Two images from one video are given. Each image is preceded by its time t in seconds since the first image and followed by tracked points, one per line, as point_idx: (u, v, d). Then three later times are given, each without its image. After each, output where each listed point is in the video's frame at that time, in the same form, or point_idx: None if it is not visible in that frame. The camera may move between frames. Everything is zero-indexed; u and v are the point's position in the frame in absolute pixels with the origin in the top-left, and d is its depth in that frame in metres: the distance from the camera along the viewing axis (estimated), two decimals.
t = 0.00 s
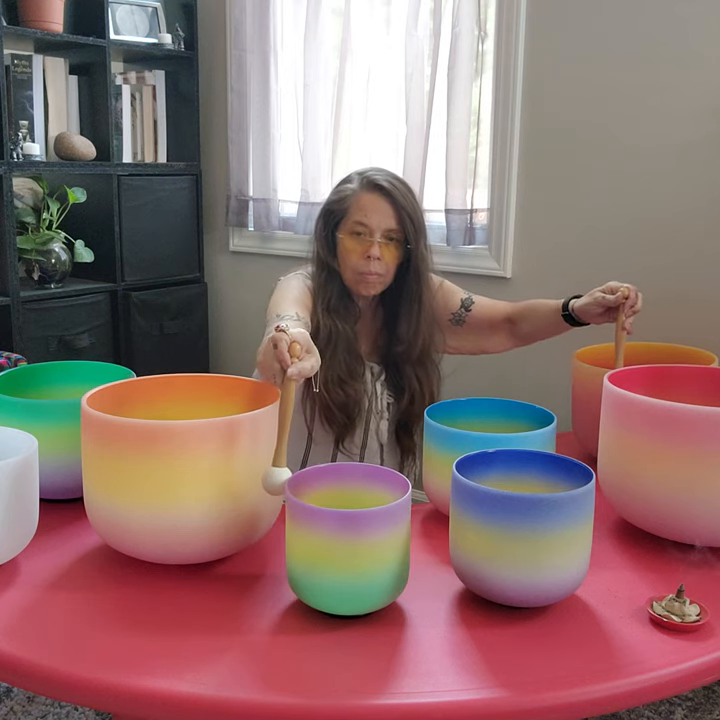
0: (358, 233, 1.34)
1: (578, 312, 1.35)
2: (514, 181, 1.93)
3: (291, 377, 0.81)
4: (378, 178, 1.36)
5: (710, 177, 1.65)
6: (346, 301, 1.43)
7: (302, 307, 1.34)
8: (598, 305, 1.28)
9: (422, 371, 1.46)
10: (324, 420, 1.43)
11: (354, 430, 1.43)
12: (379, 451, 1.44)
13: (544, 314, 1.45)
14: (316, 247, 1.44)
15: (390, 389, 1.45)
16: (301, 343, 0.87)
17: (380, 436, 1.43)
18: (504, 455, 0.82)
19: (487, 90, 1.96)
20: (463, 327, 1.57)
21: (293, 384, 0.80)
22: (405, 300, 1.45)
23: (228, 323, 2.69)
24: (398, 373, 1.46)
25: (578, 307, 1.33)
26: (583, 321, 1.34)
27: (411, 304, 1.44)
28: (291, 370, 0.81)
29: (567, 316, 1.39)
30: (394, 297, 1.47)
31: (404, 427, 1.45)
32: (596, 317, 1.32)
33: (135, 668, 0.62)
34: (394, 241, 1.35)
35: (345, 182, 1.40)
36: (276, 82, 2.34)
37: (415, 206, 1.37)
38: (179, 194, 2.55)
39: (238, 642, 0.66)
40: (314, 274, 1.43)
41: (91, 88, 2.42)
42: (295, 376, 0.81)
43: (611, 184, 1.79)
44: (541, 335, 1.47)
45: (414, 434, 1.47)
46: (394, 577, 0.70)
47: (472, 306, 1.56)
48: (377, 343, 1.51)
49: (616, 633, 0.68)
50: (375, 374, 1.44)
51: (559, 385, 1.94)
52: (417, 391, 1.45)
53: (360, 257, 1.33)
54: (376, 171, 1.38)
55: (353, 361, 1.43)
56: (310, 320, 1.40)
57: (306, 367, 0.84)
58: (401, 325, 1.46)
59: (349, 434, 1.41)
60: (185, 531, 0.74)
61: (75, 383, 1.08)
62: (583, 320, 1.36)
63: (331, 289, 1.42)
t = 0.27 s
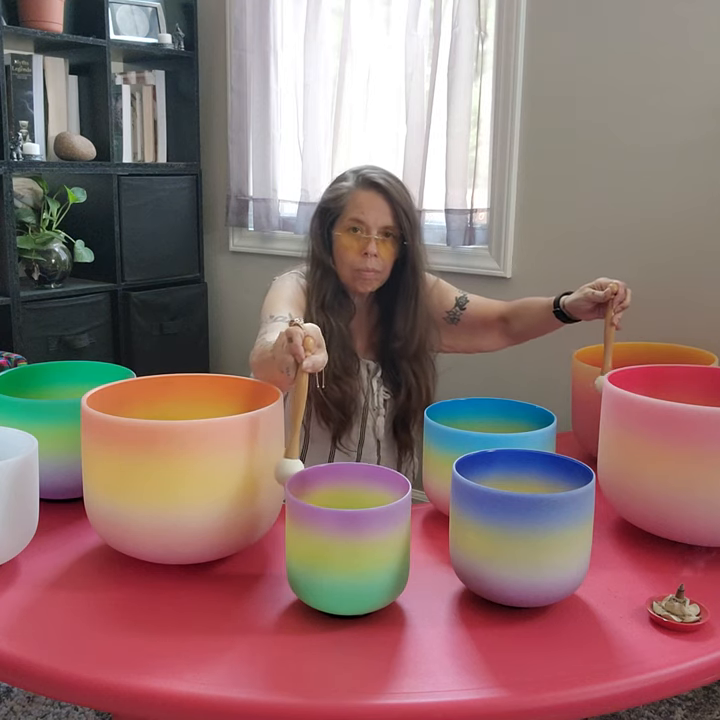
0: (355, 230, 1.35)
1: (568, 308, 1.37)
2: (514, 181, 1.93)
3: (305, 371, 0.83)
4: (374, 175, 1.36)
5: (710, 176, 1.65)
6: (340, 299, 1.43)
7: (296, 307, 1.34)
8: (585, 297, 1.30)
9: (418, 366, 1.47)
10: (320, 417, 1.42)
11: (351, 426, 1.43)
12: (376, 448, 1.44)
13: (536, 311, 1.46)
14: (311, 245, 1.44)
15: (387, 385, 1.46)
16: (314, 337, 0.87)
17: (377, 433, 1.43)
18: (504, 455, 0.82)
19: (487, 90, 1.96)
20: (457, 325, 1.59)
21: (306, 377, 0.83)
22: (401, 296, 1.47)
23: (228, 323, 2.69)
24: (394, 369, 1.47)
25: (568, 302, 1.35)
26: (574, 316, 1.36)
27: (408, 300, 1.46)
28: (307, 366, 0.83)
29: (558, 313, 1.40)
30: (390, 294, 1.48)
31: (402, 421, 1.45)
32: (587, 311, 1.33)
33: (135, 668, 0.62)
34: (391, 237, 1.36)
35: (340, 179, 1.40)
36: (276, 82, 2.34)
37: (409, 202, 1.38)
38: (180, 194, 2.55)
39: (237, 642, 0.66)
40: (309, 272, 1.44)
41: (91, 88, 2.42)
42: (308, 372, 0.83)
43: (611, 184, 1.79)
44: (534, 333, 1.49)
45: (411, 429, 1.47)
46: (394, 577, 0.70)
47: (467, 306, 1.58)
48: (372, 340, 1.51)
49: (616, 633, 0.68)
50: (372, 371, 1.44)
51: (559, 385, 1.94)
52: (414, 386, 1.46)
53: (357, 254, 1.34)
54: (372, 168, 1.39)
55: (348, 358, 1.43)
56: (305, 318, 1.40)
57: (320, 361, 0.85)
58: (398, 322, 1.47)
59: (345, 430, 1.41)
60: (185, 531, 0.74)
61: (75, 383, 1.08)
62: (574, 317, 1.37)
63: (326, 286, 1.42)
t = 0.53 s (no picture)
0: (354, 229, 1.34)
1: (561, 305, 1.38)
2: (514, 181, 1.93)
3: (312, 371, 0.84)
4: (372, 174, 1.36)
5: (710, 176, 1.65)
6: (337, 297, 1.42)
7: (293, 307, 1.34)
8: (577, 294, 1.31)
9: (415, 363, 1.49)
10: (318, 418, 1.41)
11: (349, 425, 1.43)
12: (374, 446, 1.45)
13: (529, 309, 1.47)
14: (309, 243, 1.44)
15: (385, 383, 1.47)
16: (320, 334, 0.87)
17: (375, 431, 1.45)
18: (504, 455, 0.82)
19: (487, 90, 1.96)
20: (453, 324, 1.61)
21: (312, 375, 0.84)
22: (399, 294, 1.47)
23: (228, 323, 2.69)
24: (391, 366, 1.48)
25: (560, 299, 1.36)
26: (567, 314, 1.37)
27: (407, 297, 1.46)
28: (313, 364, 0.84)
29: (551, 311, 1.41)
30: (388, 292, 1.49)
31: (400, 418, 1.47)
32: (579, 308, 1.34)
33: (135, 668, 0.62)
34: (389, 236, 1.36)
35: (338, 178, 1.40)
36: (276, 82, 2.34)
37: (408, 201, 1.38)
38: (180, 194, 2.55)
39: (238, 642, 0.66)
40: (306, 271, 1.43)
41: (91, 88, 2.42)
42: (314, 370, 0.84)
43: (610, 184, 1.79)
44: (528, 331, 1.50)
45: (409, 426, 1.48)
46: (394, 576, 0.70)
47: (462, 305, 1.60)
48: (369, 338, 1.52)
49: (616, 633, 0.68)
50: (368, 370, 1.46)
51: (559, 385, 1.94)
52: (411, 382, 1.47)
53: (356, 253, 1.34)
54: (370, 167, 1.38)
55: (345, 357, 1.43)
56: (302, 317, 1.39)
57: (326, 359, 0.86)
58: (396, 319, 1.48)
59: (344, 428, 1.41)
60: (185, 531, 0.74)
61: (75, 383, 1.08)
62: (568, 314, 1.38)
63: (323, 285, 1.42)
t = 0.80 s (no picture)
0: (352, 227, 1.34)
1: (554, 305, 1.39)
2: (514, 181, 1.93)
3: (322, 371, 0.84)
4: (369, 173, 1.37)
5: (710, 176, 1.65)
6: (335, 297, 1.42)
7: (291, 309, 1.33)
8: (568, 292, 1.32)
9: (414, 361, 1.49)
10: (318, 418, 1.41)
11: (348, 424, 1.43)
12: (373, 445, 1.45)
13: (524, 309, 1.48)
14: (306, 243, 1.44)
15: (384, 382, 1.47)
16: (329, 336, 0.88)
17: (374, 430, 1.45)
18: (504, 455, 0.82)
19: (487, 90, 1.96)
20: (450, 324, 1.61)
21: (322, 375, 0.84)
22: (399, 292, 1.48)
23: (228, 323, 2.69)
24: (391, 363, 1.48)
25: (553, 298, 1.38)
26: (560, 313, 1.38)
27: (406, 295, 1.47)
28: (324, 365, 0.84)
29: (545, 310, 1.42)
30: (386, 290, 1.50)
31: (400, 417, 1.47)
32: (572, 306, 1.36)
33: (135, 668, 0.62)
34: (386, 234, 1.35)
35: (335, 178, 1.40)
36: (276, 82, 2.34)
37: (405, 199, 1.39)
38: (180, 194, 2.55)
39: (238, 642, 0.66)
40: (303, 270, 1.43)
41: (91, 88, 2.42)
42: (324, 371, 0.85)
43: (611, 184, 1.79)
44: (522, 329, 1.50)
45: (409, 425, 1.48)
46: (394, 577, 0.70)
47: (460, 305, 1.60)
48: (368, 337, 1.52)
49: (616, 633, 0.68)
50: (368, 368, 1.46)
51: (559, 385, 1.94)
52: (410, 381, 1.47)
53: (355, 252, 1.33)
54: (367, 166, 1.39)
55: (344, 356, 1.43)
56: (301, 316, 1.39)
57: (336, 361, 0.87)
58: (396, 315, 1.48)
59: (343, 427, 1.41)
60: (185, 531, 0.74)
61: (75, 383, 1.08)
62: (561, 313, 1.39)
63: (320, 284, 1.42)
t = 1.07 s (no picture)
0: (355, 226, 1.34)
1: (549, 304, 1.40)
2: (514, 181, 1.93)
3: (332, 372, 0.84)
4: (370, 172, 1.37)
5: (710, 176, 1.65)
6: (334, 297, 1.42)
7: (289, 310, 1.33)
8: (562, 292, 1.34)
9: (412, 358, 1.50)
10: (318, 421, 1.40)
11: (348, 423, 1.42)
12: (372, 444, 1.45)
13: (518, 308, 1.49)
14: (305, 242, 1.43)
15: (383, 379, 1.48)
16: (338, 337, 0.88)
17: (374, 429, 1.45)
18: (504, 455, 0.82)
19: (487, 90, 1.96)
20: (446, 324, 1.61)
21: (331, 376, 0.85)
22: (396, 289, 1.48)
23: (228, 323, 2.69)
24: (390, 361, 1.49)
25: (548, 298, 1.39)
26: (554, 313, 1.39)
27: (404, 293, 1.47)
28: (334, 366, 0.84)
29: (539, 309, 1.43)
30: (384, 288, 1.50)
31: (400, 413, 1.48)
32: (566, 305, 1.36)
33: (135, 668, 0.62)
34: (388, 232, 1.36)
35: (334, 177, 1.39)
36: (276, 82, 2.34)
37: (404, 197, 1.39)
38: (180, 194, 2.55)
39: (237, 642, 0.66)
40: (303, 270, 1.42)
41: (91, 88, 2.42)
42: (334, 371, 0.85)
43: (611, 184, 1.79)
44: (517, 329, 1.51)
45: (408, 421, 1.50)
46: (394, 577, 0.70)
47: (457, 306, 1.60)
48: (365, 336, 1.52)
49: (616, 633, 0.68)
50: (367, 367, 1.46)
51: (559, 385, 1.94)
52: (409, 377, 1.48)
53: (359, 250, 1.34)
54: (367, 165, 1.39)
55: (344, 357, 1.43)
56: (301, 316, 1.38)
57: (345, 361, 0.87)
58: (394, 312, 1.48)
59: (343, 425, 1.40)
60: (185, 532, 0.74)
61: (75, 383, 1.08)
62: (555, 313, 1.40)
63: (320, 284, 1.41)
